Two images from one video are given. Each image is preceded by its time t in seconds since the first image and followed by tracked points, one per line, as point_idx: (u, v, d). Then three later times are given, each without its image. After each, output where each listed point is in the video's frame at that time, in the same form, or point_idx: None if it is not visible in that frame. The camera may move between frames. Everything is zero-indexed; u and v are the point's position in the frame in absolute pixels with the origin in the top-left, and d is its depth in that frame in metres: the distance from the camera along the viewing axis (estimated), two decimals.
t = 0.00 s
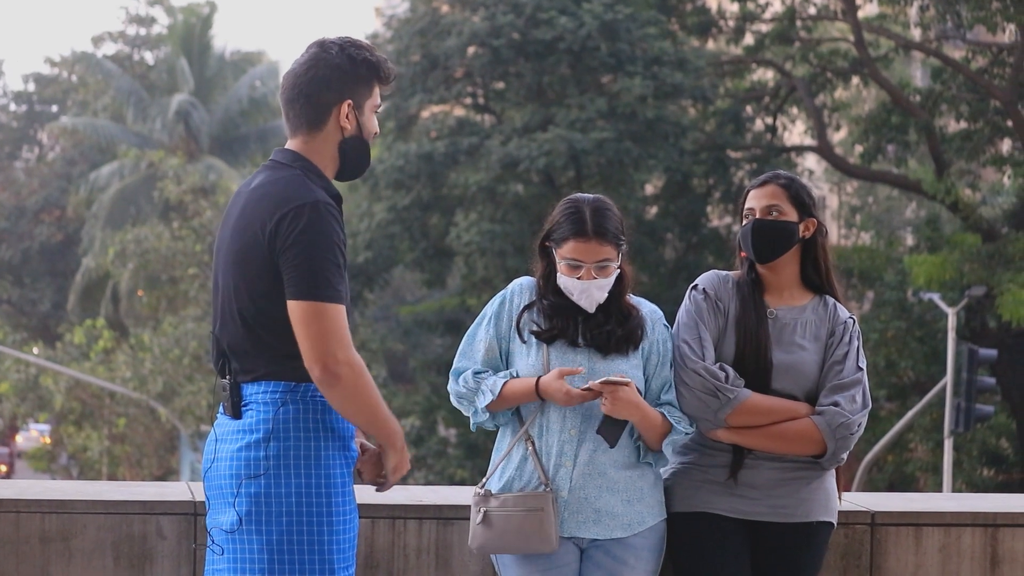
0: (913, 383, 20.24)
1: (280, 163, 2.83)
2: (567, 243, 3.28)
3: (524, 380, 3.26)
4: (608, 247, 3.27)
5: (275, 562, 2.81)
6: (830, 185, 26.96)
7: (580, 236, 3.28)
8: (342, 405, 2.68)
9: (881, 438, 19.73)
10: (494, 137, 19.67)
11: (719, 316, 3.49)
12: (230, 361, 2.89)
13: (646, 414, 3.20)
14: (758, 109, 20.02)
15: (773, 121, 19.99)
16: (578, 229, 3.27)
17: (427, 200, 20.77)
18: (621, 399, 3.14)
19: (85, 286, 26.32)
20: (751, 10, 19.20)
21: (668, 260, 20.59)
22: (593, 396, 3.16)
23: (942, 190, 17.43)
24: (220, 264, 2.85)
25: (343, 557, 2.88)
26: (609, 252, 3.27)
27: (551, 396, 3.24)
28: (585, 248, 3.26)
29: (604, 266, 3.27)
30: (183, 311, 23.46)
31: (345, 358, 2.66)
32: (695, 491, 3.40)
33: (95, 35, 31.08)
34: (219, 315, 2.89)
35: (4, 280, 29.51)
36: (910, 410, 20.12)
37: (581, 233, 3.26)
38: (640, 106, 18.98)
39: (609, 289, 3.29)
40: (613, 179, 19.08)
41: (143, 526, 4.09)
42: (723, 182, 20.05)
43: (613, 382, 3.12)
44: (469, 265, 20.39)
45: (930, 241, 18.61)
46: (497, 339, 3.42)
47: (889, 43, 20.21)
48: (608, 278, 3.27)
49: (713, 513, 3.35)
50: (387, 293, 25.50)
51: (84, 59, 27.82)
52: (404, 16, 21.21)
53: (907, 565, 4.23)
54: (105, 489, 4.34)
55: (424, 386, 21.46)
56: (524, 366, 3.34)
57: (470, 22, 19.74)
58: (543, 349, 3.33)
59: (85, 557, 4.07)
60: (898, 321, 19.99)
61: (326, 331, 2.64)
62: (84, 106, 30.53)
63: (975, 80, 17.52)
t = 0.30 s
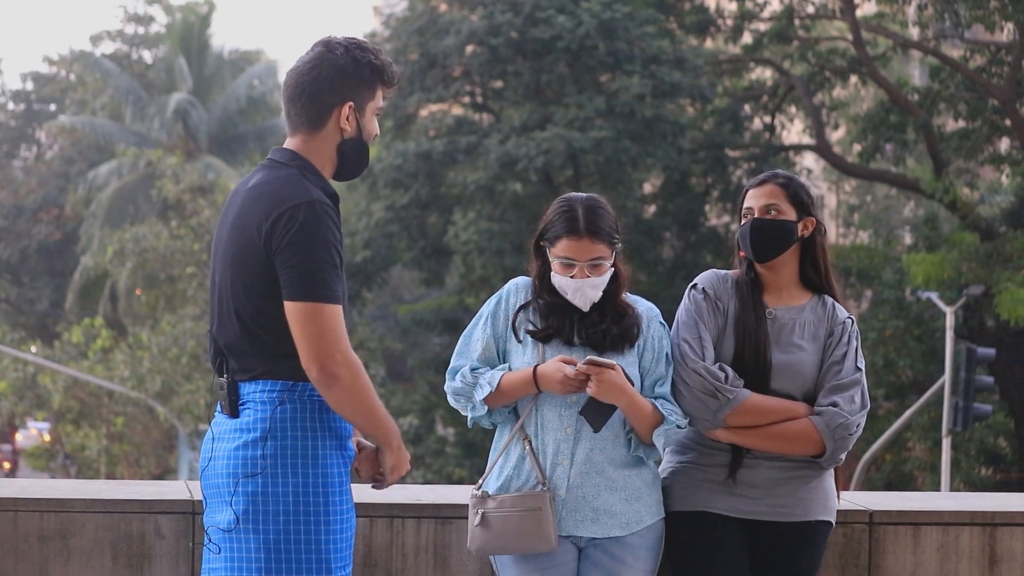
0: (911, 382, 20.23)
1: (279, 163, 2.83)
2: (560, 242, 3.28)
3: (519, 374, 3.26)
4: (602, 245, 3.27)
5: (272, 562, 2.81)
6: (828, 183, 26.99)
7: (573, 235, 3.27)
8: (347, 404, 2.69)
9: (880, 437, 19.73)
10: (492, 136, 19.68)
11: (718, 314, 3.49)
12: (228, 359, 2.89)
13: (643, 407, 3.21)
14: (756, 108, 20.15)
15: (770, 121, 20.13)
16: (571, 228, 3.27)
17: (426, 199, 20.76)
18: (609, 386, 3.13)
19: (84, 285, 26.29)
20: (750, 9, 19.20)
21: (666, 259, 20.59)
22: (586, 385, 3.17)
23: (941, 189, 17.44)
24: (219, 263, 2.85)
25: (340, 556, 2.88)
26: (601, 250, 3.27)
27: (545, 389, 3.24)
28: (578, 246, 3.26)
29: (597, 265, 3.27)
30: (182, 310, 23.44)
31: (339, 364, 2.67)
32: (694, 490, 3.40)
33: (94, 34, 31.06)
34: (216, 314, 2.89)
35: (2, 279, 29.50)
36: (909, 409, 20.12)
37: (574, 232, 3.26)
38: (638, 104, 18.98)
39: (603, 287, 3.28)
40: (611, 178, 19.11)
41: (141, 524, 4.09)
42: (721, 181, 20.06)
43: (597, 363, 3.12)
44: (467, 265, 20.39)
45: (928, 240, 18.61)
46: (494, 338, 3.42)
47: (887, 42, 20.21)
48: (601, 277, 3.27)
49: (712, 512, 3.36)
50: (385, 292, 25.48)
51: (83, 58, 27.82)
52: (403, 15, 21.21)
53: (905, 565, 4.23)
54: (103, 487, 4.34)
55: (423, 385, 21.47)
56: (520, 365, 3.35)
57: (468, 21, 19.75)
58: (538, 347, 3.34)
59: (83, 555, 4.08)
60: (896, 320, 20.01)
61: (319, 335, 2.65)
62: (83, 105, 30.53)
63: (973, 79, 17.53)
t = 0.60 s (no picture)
0: (911, 381, 20.24)
1: (274, 162, 2.84)
2: (547, 240, 3.29)
3: (511, 375, 3.27)
4: (589, 243, 3.27)
5: (272, 560, 2.81)
6: (827, 182, 27.00)
7: (559, 233, 3.28)
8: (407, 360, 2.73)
9: (879, 436, 19.74)
10: (492, 134, 19.69)
11: (716, 313, 3.49)
12: (227, 358, 2.89)
13: (637, 403, 3.21)
14: (756, 106, 20.13)
15: (771, 119, 20.09)
16: (557, 226, 3.27)
17: (425, 197, 20.76)
18: (601, 381, 3.13)
19: (83, 284, 26.30)
20: (749, 7, 19.21)
21: (666, 258, 20.60)
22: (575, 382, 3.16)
23: (941, 187, 17.44)
24: (216, 263, 2.86)
25: (339, 555, 2.88)
26: (589, 247, 3.27)
27: (538, 389, 3.23)
28: (565, 244, 3.26)
29: (585, 262, 3.27)
30: (181, 308, 23.43)
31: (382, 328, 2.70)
32: (693, 489, 3.40)
33: (93, 32, 31.08)
34: (215, 313, 2.89)
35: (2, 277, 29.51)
36: (909, 408, 20.13)
37: (560, 230, 3.27)
38: (638, 103, 18.98)
39: (592, 284, 3.28)
40: (611, 176, 19.13)
41: (141, 523, 4.10)
42: (721, 180, 20.06)
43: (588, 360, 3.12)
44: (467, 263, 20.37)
45: (928, 238, 18.62)
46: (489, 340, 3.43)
47: (886, 41, 20.22)
48: (590, 273, 3.27)
49: (712, 510, 3.36)
50: (385, 291, 25.48)
51: (83, 57, 27.85)
52: (403, 14, 21.23)
53: (905, 563, 4.24)
54: (103, 486, 4.34)
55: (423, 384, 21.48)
56: (514, 365, 3.36)
57: (468, 19, 19.76)
58: (532, 347, 3.35)
59: (83, 554, 4.08)
60: (896, 319, 20.00)
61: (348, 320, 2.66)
62: (83, 104, 30.57)
63: (973, 77, 17.54)
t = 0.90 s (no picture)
0: (911, 378, 20.25)
1: (276, 159, 2.84)
2: (538, 239, 3.28)
3: (504, 373, 3.27)
4: (580, 240, 3.25)
5: (275, 558, 2.82)
6: (827, 179, 27.01)
7: (549, 231, 3.27)
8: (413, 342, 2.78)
9: (879, 434, 19.75)
10: (492, 132, 19.69)
11: (715, 311, 3.50)
12: (230, 355, 2.90)
13: (628, 400, 3.22)
14: (756, 104, 20.01)
15: (771, 117, 20.00)
16: (547, 225, 3.26)
17: (426, 194, 20.74)
18: (587, 382, 3.17)
19: (84, 281, 26.31)
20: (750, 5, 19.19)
21: (666, 255, 20.61)
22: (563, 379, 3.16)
23: (941, 185, 17.44)
24: (218, 259, 2.86)
25: (342, 554, 2.88)
26: (581, 245, 3.26)
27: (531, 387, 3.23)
28: (554, 242, 3.25)
29: (576, 260, 3.26)
30: (182, 306, 23.42)
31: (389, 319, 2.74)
32: (692, 486, 3.40)
33: (94, 29, 31.09)
34: (218, 311, 2.89)
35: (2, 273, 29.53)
36: (909, 405, 20.15)
37: (550, 228, 3.25)
38: (639, 100, 19.00)
39: (583, 282, 3.27)
40: (611, 174, 19.13)
41: (142, 519, 4.10)
42: (721, 177, 20.04)
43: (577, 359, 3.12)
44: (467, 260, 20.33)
45: (928, 236, 18.62)
46: (486, 340, 3.43)
47: (887, 38, 20.21)
48: (582, 271, 3.26)
49: (710, 508, 3.36)
50: (385, 289, 25.48)
51: (83, 54, 27.84)
52: (403, 11, 21.22)
53: (905, 561, 4.24)
54: (104, 483, 4.35)
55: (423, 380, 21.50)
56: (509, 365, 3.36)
57: (468, 16, 19.75)
58: (528, 346, 3.34)
59: (84, 551, 4.08)
60: (896, 316, 19.98)
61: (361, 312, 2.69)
62: (83, 100, 30.59)
63: (973, 75, 17.53)
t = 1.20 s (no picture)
0: (911, 378, 20.28)
1: (283, 157, 2.84)
2: (535, 239, 3.27)
3: (501, 372, 3.27)
4: (577, 242, 3.24)
5: (278, 557, 2.82)
6: (828, 179, 27.03)
7: (546, 232, 3.25)
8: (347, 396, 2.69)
9: (880, 434, 19.76)
10: (493, 130, 19.70)
11: (714, 310, 3.51)
12: (234, 353, 2.90)
13: (624, 401, 3.22)
14: (757, 103, 20.03)
15: (772, 116, 19.99)
16: (544, 225, 3.24)
17: (427, 193, 20.73)
18: (580, 383, 3.17)
19: (85, 278, 26.33)
20: (751, 4, 19.17)
21: (667, 254, 20.63)
22: (557, 378, 3.16)
23: (942, 185, 17.43)
24: (224, 258, 2.87)
25: (345, 553, 2.89)
26: (577, 245, 3.24)
27: (527, 387, 3.23)
28: (551, 243, 3.24)
29: (572, 260, 3.25)
30: (182, 304, 23.42)
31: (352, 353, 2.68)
32: (692, 487, 3.41)
33: (95, 27, 31.10)
34: (223, 308, 2.90)
35: (3, 271, 29.55)
36: (910, 405, 20.16)
37: (546, 229, 3.24)
38: (640, 100, 19.00)
39: (580, 282, 3.27)
40: (612, 173, 19.14)
41: (143, 517, 4.10)
42: (722, 176, 20.03)
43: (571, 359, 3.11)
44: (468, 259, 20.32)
45: (929, 236, 18.63)
46: (485, 340, 3.43)
47: (888, 38, 20.21)
48: (578, 272, 3.25)
49: (710, 508, 3.37)
50: (386, 287, 25.50)
51: (84, 52, 27.84)
52: (404, 9, 21.22)
53: (906, 561, 4.25)
54: (105, 481, 4.35)
55: (424, 379, 21.52)
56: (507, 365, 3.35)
57: (469, 15, 19.75)
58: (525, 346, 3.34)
59: (85, 548, 4.09)
60: (897, 316, 20.02)
61: (326, 326, 2.65)
62: (83, 98, 30.62)
63: (974, 74, 17.53)
